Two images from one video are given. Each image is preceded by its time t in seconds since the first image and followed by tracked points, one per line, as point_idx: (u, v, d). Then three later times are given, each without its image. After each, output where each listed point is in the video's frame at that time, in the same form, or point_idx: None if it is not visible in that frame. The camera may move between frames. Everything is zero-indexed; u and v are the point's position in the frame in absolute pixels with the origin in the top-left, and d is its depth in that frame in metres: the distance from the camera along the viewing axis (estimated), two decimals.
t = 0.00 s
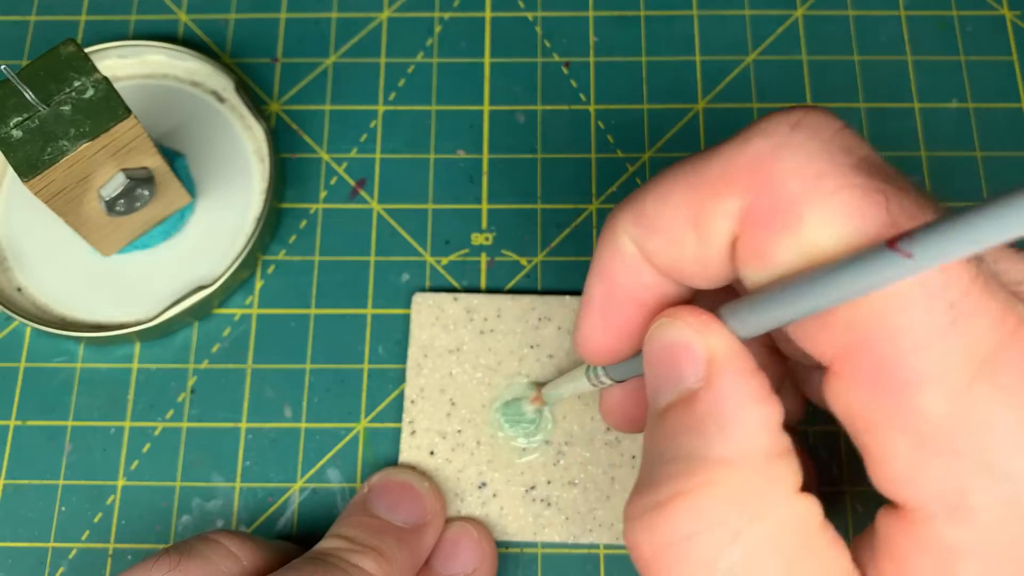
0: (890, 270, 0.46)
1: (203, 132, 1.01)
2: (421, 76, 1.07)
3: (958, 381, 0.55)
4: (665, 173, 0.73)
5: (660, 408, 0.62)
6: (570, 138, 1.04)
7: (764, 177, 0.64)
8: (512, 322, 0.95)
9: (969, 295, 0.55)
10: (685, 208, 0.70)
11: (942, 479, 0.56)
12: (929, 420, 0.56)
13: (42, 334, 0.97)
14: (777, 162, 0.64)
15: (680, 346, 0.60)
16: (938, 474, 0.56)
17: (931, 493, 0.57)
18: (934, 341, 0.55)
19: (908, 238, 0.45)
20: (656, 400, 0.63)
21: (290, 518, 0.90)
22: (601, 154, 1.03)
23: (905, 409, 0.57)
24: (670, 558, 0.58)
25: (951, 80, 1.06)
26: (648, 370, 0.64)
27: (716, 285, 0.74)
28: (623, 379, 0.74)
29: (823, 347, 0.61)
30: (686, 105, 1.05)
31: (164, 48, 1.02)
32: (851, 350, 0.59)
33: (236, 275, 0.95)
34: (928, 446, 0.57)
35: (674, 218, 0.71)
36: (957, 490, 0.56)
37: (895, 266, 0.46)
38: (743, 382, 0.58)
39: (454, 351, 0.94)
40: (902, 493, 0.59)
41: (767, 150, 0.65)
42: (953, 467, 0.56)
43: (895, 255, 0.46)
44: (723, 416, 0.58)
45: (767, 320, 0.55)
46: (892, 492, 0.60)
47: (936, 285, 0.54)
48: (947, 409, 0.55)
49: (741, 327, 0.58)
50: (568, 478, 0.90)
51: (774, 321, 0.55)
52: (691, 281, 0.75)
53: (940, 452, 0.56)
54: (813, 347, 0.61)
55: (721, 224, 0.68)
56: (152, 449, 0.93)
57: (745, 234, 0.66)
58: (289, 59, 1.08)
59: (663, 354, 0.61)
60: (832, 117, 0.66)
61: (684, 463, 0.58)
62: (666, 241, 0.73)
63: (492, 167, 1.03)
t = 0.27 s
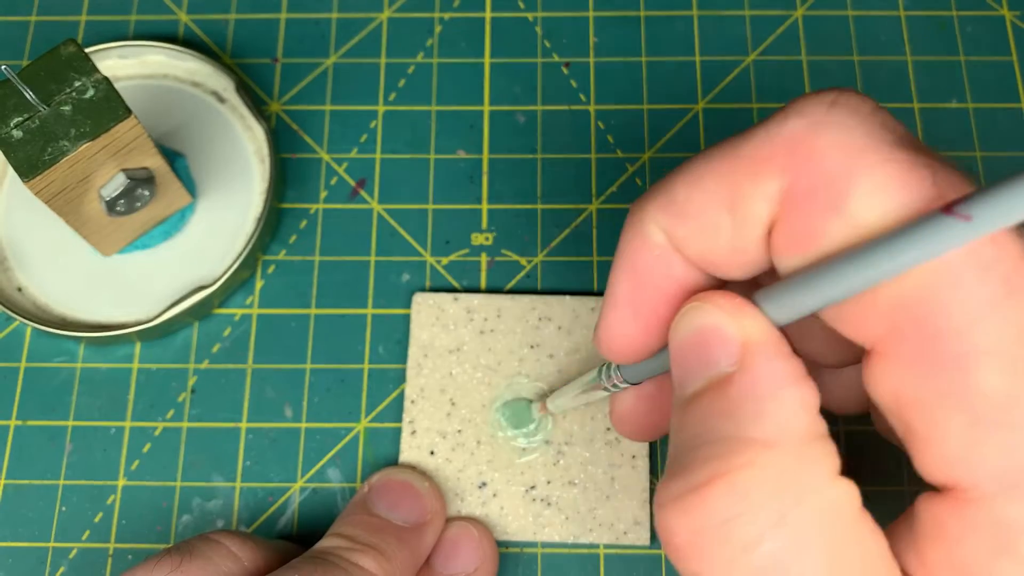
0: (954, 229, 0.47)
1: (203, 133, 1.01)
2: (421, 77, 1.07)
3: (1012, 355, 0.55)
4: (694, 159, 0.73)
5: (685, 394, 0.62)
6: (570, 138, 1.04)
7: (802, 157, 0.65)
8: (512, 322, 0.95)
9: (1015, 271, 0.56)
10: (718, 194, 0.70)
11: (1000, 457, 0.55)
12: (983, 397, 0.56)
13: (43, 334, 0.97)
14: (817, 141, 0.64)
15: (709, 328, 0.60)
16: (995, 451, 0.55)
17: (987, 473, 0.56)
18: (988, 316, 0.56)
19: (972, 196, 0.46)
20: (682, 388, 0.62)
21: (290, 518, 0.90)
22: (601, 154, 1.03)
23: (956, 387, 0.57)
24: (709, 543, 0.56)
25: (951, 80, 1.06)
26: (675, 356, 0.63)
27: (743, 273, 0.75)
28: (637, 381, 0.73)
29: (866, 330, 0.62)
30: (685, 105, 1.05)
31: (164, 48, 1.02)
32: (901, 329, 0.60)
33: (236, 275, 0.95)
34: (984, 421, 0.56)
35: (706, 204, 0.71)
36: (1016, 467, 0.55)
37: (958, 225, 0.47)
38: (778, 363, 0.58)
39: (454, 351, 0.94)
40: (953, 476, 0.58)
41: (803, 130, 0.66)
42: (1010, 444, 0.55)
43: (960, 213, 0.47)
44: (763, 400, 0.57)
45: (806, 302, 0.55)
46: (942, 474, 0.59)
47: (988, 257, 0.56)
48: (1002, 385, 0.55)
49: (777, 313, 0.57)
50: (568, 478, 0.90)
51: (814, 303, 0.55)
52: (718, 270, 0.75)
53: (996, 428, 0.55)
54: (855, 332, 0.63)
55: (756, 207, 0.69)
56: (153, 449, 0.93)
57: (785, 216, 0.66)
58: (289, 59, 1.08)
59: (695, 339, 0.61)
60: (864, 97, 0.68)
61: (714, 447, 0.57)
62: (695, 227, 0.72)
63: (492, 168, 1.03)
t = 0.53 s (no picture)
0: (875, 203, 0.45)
1: (203, 133, 1.01)
2: (421, 76, 1.07)
3: (961, 350, 0.55)
4: (646, 164, 0.73)
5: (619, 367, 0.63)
6: (570, 138, 1.04)
7: (744, 172, 0.64)
8: (512, 322, 0.95)
9: (962, 270, 0.56)
10: (668, 203, 0.70)
11: (952, 450, 0.55)
12: (936, 392, 0.55)
13: (42, 334, 0.97)
14: (756, 158, 0.64)
15: (632, 312, 0.61)
16: (949, 445, 0.55)
17: (948, 466, 0.55)
18: (932, 313, 0.55)
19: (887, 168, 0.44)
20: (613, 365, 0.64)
21: (290, 518, 0.90)
22: (601, 154, 1.03)
23: (908, 382, 0.57)
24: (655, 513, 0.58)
25: (951, 80, 1.06)
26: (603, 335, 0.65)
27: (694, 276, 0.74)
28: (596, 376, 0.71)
29: (818, 334, 0.61)
30: (686, 105, 1.05)
31: (164, 48, 1.02)
32: (849, 331, 0.59)
33: (236, 275, 0.95)
34: (938, 418, 0.55)
35: (654, 212, 0.71)
36: (969, 458, 0.54)
37: (877, 198, 0.44)
38: (697, 335, 0.58)
39: (454, 351, 0.94)
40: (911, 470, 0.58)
41: (748, 143, 0.65)
42: (966, 438, 0.54)
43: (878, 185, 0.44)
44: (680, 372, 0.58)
45: (739, 286, 0.54)
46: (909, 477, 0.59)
47: (927, 258, 0.55)
48: (951, 380, 0.55)
49: (711, 299, 0.57)
50: (568, 478, 0.90)
51: (745, 288, 0.54)
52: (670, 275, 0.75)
53: (950, 423, 0.55)
54: (807, 335, 0.62)
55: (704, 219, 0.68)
56: (153, 449, 0.93)
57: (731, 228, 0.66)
58: (289, 59, 1.08)
59: (618, 322, 0.62)
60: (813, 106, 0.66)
61: (648, 418, 0.59)
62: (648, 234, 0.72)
63: (492, 168, 1.03)
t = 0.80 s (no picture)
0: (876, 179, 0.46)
1: (202, 132, 1.01)
2: (421, 76, 1.06)
3: (1001, 338, 0.57)
4: (670, 159, 0.73)
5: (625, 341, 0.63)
6: (570, 137, 1.04)
7: (772, 166, 0.65)
8: (512, 322, 0.95)
9: (997, 257, 0.58)
10: (697, 199, 0.69)
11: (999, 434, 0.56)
12: (977, 377, 0.57)
13: (41, 334, 0.97)
14: (786, 148, 0.65)
15: (634, 281, 0.62)
16: (989, 432, 0.56)
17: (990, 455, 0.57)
18: (971, 298, 0.58)
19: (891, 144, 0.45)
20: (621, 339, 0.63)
21: (289, 519, 0.90)
22: (601, 153, 1.03)
23: (953, 373, 0.58)
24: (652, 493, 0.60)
25: (952, 79, 1.06)
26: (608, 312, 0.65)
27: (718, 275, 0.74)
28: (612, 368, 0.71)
29: (859, 329, 0.64)
30: (686, 104, 1.05)
31: (163, 47, 1.02)
32: (891, 325, 0.61)
33: (235, 275, 0.94)
34: (982, 404, 0.57)
35: (683, 207, 0.70)
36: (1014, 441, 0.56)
37: (879, 174, 0.46)
38: (706, 301, 0.59)
39: (453, 352, 0.94)
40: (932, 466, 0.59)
41: (776, 138, 0.66)
42: (1005, 421, 0.56)
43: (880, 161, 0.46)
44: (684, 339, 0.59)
45: (757, 266, 0.56)
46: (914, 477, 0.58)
47: (962, 248, 0.59)
48: (996, 367, 0.57)
49: (729, 280, 0.59)
50: (568, 479, 0.89)
51: (762, 268, 0.56)
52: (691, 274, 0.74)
53: (988, 411, 0.57)
54: (813, 292, 0.64)
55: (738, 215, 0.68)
56: (151, 450, 0.93)
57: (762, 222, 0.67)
58: (288, 58, 1.08)
59: (625, 291, 0.62)
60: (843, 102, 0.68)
61: (662, 383, 0.59)
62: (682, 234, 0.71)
63: (492, 167, 1.02)
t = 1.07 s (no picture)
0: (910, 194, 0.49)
1: (202, 132, 1.01)
2: (421, 75, 1.06)
3: None
4: (691, 156, 0.74)
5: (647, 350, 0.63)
6: (570, 137, 1.04)
7: (802, 162, 0.66)
8: (512, 322, 0.95)
9: None
10: (721, 198, 0.71)
11: None
12: (1010, 382, 0.58)
13: (41, 334, 0.97)
14: (819, 144, 0.66)
15: (663, 280, 0.61)
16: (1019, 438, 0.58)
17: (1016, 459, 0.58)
18: (997, 311, 0.59)
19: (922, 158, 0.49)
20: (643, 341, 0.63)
21: (289, 519, 0.90)
22: (601, 153, 1.03)
23: (982, 380, 0.60)
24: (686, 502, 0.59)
25: (952, 79, 1.06)
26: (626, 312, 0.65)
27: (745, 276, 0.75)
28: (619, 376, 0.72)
29: (887, 332, 0.66)
30: (686, 104, 1.05)
31: (163, 47, 1.02)
32: (920, 328, 0.63)
33: (235, 275, 0.94)
34: (1010, 410, 0.58)
35: (707, 204, 0.71)
36: None
37: (917, 189, 0.49)
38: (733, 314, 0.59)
39: (453, 352, 0.94)
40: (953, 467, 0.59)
41: (807, 134, 0.67)
42: None
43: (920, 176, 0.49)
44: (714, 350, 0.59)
45: (790, 271, 0.57)
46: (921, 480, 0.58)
47: (995, 253, 0.60)
48: None
49: (763, 285, 0.59)
50: (568, 479, 0.89)
51: (793, 275, 0.57)
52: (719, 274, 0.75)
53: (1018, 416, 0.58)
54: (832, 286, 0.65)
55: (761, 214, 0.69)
56: (151, 450, 0.93)
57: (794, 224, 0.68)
58: (288, 58, 1.08)
59: (650, 289, 0.62)
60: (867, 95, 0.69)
61: (687, 390, 0.59)
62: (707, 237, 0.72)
63: (492, 167, 1.02)
